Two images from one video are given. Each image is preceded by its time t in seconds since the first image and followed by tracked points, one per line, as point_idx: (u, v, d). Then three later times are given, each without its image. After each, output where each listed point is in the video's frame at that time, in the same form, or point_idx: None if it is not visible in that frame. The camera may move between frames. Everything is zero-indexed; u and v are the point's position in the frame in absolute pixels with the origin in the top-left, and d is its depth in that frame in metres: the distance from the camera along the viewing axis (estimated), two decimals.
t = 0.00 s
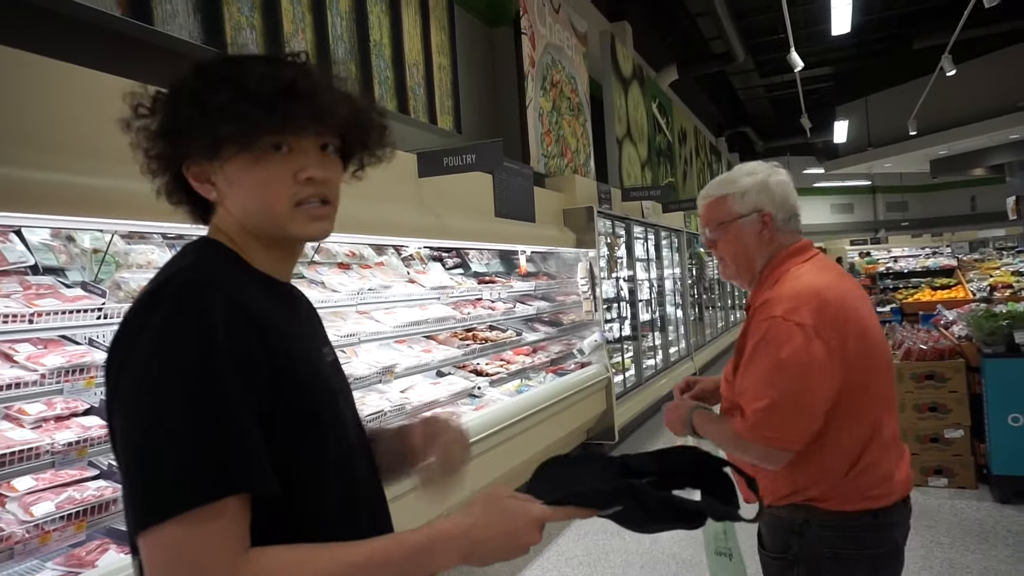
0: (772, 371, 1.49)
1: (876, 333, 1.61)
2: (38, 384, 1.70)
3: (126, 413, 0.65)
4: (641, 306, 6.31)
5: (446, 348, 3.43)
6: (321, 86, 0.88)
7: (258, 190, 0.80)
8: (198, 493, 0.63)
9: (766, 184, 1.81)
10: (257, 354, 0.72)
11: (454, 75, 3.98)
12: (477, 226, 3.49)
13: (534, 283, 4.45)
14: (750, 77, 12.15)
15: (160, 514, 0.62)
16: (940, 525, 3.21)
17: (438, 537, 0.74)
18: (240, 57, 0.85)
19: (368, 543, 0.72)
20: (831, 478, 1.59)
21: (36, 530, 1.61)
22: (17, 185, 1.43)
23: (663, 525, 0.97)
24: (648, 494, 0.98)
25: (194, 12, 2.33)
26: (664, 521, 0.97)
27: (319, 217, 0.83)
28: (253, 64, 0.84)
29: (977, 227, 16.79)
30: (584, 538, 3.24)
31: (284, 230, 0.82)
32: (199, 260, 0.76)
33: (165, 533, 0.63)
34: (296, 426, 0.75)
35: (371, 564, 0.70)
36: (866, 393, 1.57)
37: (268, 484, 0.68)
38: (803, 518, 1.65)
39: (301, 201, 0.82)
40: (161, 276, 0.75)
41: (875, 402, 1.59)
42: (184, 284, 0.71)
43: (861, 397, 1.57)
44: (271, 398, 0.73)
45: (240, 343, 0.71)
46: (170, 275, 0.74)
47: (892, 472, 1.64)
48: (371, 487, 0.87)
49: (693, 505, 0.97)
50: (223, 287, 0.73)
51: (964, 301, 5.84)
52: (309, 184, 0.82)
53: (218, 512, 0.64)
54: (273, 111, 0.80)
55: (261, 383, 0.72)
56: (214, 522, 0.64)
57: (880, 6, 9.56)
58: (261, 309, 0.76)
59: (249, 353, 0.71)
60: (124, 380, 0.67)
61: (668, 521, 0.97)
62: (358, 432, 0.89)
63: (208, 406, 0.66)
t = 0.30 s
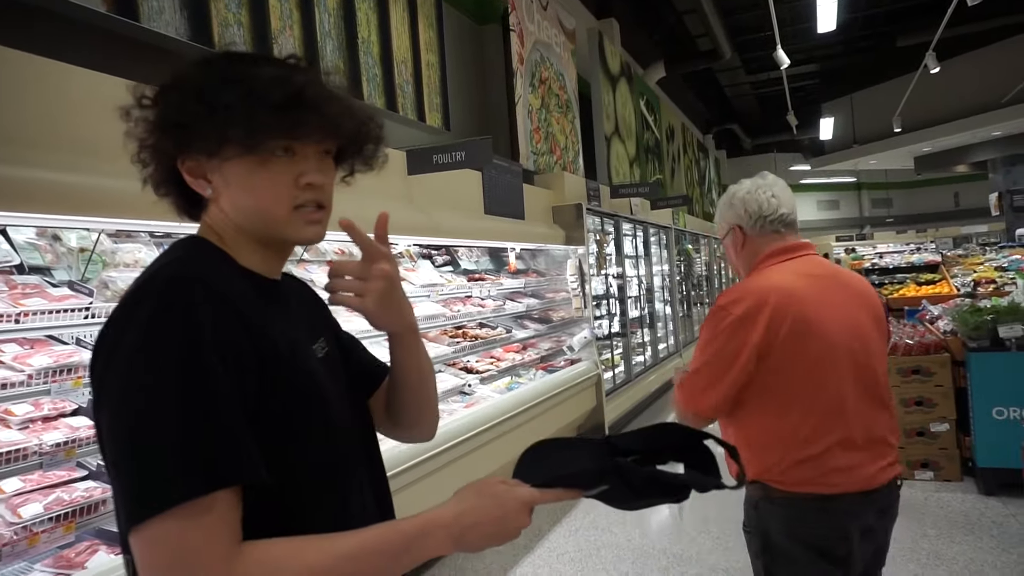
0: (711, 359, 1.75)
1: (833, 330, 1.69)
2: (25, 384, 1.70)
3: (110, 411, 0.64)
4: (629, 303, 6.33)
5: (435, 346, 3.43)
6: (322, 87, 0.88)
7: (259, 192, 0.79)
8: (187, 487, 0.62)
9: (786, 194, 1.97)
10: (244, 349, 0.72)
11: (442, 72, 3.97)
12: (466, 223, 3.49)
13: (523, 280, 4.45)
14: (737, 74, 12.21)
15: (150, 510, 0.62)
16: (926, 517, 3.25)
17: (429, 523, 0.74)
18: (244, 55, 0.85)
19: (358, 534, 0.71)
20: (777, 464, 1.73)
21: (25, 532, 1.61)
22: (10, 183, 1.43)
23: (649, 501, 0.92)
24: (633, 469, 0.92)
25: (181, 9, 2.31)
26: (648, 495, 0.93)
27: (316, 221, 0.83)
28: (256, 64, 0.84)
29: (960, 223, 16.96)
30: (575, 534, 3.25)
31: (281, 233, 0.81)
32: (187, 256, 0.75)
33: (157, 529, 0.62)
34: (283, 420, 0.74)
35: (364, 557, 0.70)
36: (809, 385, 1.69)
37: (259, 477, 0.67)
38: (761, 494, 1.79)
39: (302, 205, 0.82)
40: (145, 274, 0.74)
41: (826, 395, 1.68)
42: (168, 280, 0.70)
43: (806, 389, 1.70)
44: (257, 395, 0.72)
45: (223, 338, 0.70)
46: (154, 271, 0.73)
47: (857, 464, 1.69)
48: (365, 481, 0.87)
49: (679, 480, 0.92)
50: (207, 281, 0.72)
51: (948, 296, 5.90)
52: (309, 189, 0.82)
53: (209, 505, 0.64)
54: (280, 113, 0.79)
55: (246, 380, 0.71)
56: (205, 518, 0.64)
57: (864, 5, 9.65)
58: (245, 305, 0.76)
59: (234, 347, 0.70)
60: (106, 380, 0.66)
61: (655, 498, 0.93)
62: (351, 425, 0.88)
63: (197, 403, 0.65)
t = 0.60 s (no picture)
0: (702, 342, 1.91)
1: (802, 326, 1.72)
2: (15, 392, 1.66)
3: (116, 414, 0.63)
4: (623, 308, 6.35)
5: (429, 352, 3.42)
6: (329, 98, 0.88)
7: (267, 200, 0.79)
8: (201, 491, 0.62)
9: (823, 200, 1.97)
10: (252, 353, 0.72)
11: (436, 78, 3.98)
12: (460, 229, 3.49)
13: (517, 286, 4.45)
14: (729, 80, 12.28)
15: (164, 514, 0.61)
16: (919, 521, 3.27)
17: (437, 528, 0.73)
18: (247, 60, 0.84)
19: (364, 539, 0.70)
20: (748, 446, 1.84)
21: (15, 540, 1.59)
22: None
23: (645, 507, 0.92)
24: (631, 475, 0.93)
25: (174, 14, 2.31)
26: (642, 502, 0.93)
27: (319, 228, 0.84)
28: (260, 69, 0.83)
29: (950, 228, 17.07)
30: (569, 540, 3.25)
31: (287, 241, 0.81)
32: (192, 264, 0.74)
33: (167, 535, 0.61)
34: (290, 424, 0.74)
35: (373, 564, 0.68)
36: (777, 377, 1.75)
37: (272, 480, 0.67)
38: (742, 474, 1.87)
39: (309, 212, 0.82)
40: (148, 281, 0.73)
41: (785, 387, 1.74)
42: (176, 284, 0.70)
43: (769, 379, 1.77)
44: (265, 398, 0.72)
45: (234, 341, 0.70)
46: (158, 276, 0.72)
47: (817, 457, 1.71)
48: (363, 486, 0.87)
49: (674, 485, 0.93)
50: (214, 285, 0.72)
51: (940, 300, 5.94)
52: (316, 196, 0.82)
53: (224, 511, 0.63)
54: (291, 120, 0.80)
55: (257, 383, 0.71)
56: (218, 523, 0.63)
57: (855, 10, 9.78)
58: (252, 311, 0.76)
59: (242, 350, 0.70)
60: (111, 384, 0.65)
61: (652, 503, 0.93)
62: (349, 432, 0.88)
63: (209, 406, 0.65)
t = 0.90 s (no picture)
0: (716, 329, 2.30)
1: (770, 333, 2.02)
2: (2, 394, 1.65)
3: (122, 415, 0.62)
4: (615, 318, 6.35)
5: (420, 359, 3.41)
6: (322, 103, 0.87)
7: (274, 204, 0.79)
8: (205, 495, 0.61)
9: (815, 211, 2.10)
10: (258, 357, 0.71)
11: (431, 86, 3.99)
12: (453, 236, 3.48)
13: (510, 294, 4.44)
14: (722, 93, 12.37)
15: (170, 517, 0.60)
16: (907, 534, 3.28)
17: (432, 531, 0.72)
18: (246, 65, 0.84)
19: (360, 542, 0.69)
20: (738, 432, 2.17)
21: None
22: None
23: (633, 507, 0.92)
24: (619, 474, 0.92)
25: (170, 18, 2.30)
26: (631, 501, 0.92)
27: (320, 234, 0.84)
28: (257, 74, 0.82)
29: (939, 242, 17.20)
30: (558, 549, 3.24)
31: (289, 245, 0.81)
32: (195, 265, 0.73)
33: (169, 539, 0.60)
34: (293, 427, 0.74)
35: (376, 564, 0.69)
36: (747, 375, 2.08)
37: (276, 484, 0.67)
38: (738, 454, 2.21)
39: (312, 217, 0.82)
40: (154, 282, 0.72)
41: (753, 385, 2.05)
42: (184, 284, 0.69)
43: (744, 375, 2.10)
44: (268, 401, 0.72)
45: (241, 343, 0.70)
46: (163, 278, 0.71)
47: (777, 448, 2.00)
48: (359, 489, 0.86)
49: (662, 484, 0.91)
50: (220, 287, 0.72)
51: (929, 314, 5.98)
52: (318, 203, 0.82)
53: (230, 514, 0.63)
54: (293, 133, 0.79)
55: (261, 385, 0.71)
56: (220, 528, 0.62)
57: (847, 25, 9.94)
58: (256, 313, 0.75)
59: (247, 352, 0.70)
60: (119, 384, 0.65)
61: (640, 503, 0.91)
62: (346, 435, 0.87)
63: (214, 410, 0.65)
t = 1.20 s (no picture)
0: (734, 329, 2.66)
1: (754, 339, 2.34)
2: None
3: (120, 420, 0.62)
4: (603, 323, 6.36)
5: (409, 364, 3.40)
6: (320, 109, 0.87)
7: (289, 203, 0.80)
8: (203, 503, 0.61)
9: (784, 230, 2.38)
10: (258, 363, 0.70)
11: (421, 90, 3.98)
12: (442, 241, 3.48)
13: (499, 299, 4.43)
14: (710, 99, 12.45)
15: (166, 525, 0.60)
16: (893, 539, 3.29)
17: (426, 540, 0.72)
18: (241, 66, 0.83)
19: (354, 552, 0.69)
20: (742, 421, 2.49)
21: None
22: None
23: (625, 520, 0.91)
24: (612, 487, 0.91)
25: (159, 20, 2.29)
26: (621, 516, 0.92)
27: (323, 237, 0.86)
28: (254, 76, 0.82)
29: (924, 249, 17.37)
30: (546, 555, 3.24)
31: (296, 245, 0.83)
32: (193, 270, 0.72)
33: (164, 548, 0.60)
34: (289, 434, 0.73)
35: (371, 570, 0.68)
36: (740, 373, 2.42)
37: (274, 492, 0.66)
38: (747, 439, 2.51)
39: (316, 220, 0.85)
40: (152, 285, 0.71)
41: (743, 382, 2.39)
42: (184, 288, 0.68)
43: (739, 373, 2.44)
44: (266, 404, 0.71)
45: (240, 347, 0.69)
46: (162, 281, 0.70)
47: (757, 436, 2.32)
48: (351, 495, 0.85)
49: (655, 498, 0.91)
50: (220, 292, 0.71)
51: (914, 320, 6.02)
52: (323, 206, 0.85)
53: (226, 523, 0.63)
54: (295, 135, 0.80)
55: (259, 390, 0.70)
56: (215, 537, 0.62)
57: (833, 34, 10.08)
58: (254, 316, 0.75)
59: (247, 356, 0.69)
60: (118, 388, 0.64)
61: (633, 517, 0.91)
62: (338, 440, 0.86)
63: (213, 415, 0.64)
